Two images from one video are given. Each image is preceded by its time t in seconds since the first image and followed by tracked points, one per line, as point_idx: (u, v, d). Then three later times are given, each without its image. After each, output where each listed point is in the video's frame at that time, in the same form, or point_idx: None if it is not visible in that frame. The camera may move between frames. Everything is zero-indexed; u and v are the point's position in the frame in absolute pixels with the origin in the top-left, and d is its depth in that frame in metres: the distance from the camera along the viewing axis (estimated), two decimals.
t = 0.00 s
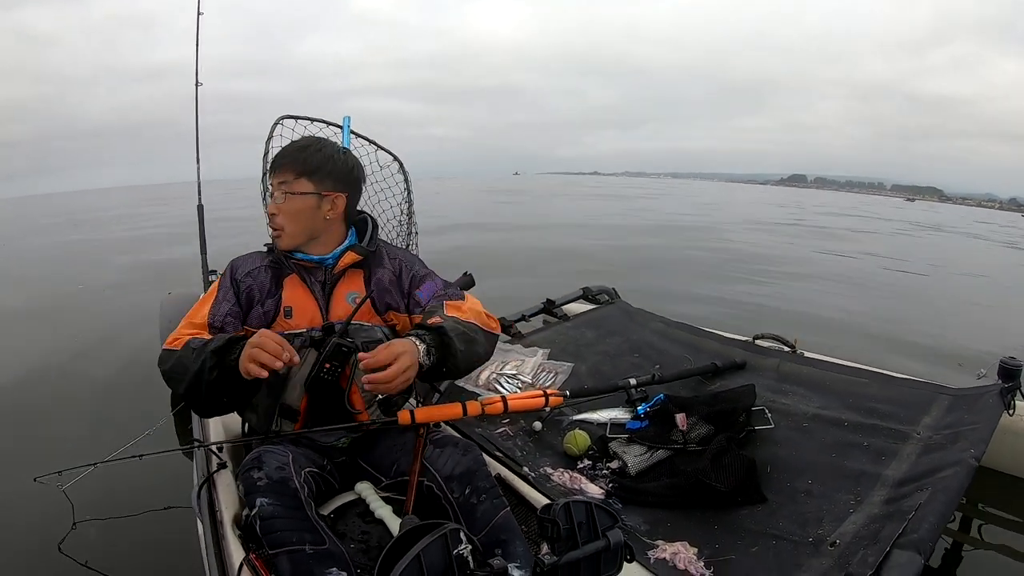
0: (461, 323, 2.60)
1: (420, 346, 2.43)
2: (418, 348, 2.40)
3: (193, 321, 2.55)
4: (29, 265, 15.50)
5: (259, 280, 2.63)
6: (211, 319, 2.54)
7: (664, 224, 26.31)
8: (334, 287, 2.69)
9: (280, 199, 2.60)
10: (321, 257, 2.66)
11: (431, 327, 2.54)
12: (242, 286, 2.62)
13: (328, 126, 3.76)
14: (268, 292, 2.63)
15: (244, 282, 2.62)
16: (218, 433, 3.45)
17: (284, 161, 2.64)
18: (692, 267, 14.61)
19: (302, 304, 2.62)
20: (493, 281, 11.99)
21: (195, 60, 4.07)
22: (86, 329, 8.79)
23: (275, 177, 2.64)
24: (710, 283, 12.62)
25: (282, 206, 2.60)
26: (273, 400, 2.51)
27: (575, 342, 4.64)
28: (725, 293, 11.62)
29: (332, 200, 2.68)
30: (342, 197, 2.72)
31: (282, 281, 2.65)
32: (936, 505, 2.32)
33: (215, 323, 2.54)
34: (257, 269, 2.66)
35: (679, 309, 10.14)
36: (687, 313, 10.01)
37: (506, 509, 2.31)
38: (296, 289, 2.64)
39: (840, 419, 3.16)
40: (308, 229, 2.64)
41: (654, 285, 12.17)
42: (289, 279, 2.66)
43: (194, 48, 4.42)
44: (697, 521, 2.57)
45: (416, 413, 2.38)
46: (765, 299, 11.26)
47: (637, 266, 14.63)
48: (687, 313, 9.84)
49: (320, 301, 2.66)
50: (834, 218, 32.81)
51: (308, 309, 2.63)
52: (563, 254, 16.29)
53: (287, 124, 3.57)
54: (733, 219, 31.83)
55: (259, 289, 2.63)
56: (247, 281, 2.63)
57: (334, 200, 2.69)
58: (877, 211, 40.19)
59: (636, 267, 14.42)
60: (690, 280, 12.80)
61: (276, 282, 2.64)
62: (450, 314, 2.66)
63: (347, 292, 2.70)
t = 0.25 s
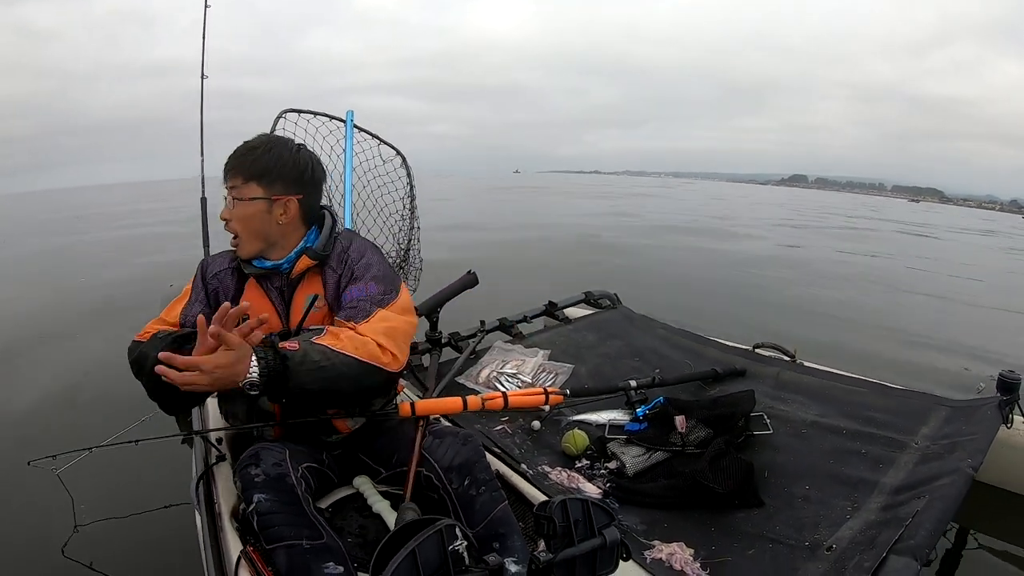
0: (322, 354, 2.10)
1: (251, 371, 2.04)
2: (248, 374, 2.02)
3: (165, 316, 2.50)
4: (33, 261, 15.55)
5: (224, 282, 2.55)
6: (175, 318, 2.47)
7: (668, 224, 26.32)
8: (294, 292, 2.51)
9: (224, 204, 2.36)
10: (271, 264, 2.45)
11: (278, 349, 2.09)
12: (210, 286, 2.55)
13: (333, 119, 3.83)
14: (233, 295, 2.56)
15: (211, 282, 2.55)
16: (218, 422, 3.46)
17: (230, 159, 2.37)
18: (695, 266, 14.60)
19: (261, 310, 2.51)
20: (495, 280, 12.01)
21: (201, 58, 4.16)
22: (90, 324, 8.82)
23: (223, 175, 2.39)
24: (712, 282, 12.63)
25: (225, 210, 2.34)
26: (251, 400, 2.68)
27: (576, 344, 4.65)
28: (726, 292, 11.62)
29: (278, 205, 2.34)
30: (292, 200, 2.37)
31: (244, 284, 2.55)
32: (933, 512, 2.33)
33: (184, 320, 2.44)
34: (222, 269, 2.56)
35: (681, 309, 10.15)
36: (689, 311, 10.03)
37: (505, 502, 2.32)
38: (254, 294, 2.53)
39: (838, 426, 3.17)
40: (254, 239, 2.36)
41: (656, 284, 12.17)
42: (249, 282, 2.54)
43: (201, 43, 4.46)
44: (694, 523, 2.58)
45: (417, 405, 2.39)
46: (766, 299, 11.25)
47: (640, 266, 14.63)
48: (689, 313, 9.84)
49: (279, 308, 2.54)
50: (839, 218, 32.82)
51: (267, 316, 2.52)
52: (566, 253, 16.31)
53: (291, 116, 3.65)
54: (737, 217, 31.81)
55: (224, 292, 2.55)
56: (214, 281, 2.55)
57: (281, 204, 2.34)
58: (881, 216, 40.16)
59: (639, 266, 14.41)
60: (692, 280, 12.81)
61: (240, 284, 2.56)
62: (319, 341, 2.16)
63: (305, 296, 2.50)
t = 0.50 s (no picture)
0: (283, 370, 2.06)
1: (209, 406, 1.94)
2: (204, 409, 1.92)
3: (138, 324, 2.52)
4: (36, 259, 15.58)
5: (203, 287, 2.55)
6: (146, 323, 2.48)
7: (669, 223, 26.29)
8: (274, 294, 2.50)
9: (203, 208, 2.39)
10: (249, 267, 2.45)
11: (235, 376, 2.03)
12: (186, 290, 2.54)
13: (337, 114, 3.84)
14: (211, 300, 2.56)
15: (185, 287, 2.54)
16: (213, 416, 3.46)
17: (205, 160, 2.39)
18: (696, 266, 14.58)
19: (241, 313, 2.51)
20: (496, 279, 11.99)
21: (208, 52, 4.18)
22: (91, 321, 8.84)
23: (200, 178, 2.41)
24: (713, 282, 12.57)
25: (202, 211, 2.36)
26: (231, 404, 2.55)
27: (574, 347, 4.64)
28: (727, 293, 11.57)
29: (254, 206, 2.35)
30: (268, 201, 2.38)
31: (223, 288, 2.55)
32: (926, 525, 2.32)
33: (149, 327, 2.46)
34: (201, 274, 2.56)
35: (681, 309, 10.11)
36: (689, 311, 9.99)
37: (498, 502, 2.31)
38: (233, 297, 2.52)
39: (835, 436, 3.16)
40: (231, 241, 2.37)
41: (656, 284, 12.15)
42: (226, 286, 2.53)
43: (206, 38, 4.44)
44: (688, 529, 2.57)
45: (412, 404, 2.40)
46: (767, 300, 11.18)
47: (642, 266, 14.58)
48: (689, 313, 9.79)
49: (259, 312, 2.53)
50: (842, 217, 32.76)
51: (247, 319, 2.52)
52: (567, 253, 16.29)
53: (294, 111, 3.66)
54: (740, 219, 31.71)
55: (203, 296, 2.55)
56: (189, 286, 2.54)
57: (257, 206, 2.36)
58: (885, 220, 40.10)
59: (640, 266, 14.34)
60: (692, 279, 12.79)
61: (219, 287, 2.56)
62: (279, 358, 2.12)
63: (284, 299, 2.48)
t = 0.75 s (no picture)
0: (296, 371, 2.07)
1: (226, 410, 1.96)
2: (222, 412, 1.95)
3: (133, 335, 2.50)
4: (37, 259, 15.61)
5: (200, 291, 2.51)
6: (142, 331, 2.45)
7: (669, 224, 26.30)
8: (274, 292, 2.50)
9: (207, 195, 2.36)
10: (251, 265, 2.44)
11: (251, 380, 2.06)
12: (182, 296, 2.49)
13: (339, 113, 3.85)
14: (208, 305, 2.53)
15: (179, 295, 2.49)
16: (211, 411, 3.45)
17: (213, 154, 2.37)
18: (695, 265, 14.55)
19: (239, 312, 2.49)
20: (495, 279, 11.99)
21: (211, 49, 4.17)
22: (91, 321, 8.86)
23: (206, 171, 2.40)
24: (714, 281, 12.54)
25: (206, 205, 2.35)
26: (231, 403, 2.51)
27: (572, 347, 4.64)
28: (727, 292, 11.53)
29: (262, 203, 2.35)
30: (276, 199, 2.38)
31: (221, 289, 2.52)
32: (923, 530, 2.33)
33: (143, 337, 2.44)
34: (198, 277, 2.53)
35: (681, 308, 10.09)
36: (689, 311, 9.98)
37: (495, 503, 2.31)
38: (232, 295, 2.50)
39: (832, 440, 3.17)
40: (233, 235, 2.36)
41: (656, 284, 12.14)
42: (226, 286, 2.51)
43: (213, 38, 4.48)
44: (685, 531, 2.57)
45: (411, 402, 2.42)
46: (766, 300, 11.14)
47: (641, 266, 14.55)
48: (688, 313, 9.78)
49: (258, 310, 2.52)
50: (842, 218, 32.75)
51: (246, 317, 2.50)
52: (567, 253, 16.31)
53: (297, 109, 3.65)
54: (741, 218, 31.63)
55: (200, 300, 2.51)
56: (184, 293, 2.50)
57: (263, 203, 2.36)
58: (886, 223, 40.06)
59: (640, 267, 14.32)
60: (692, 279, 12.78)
61: (217, 289, 2.53)
62: (291, 358, 2.12)
63: (284, 298, 2.48)
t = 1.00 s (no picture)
0: (319, 354, 2.08)
1: (250, 391, 1.98)
2: (246, 393, 1.97)
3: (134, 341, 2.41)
4: (38, 261, 15.65)
5: (206, 290, 2.48)
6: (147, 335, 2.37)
7: (668, 223, 26.39)
8: (283, 290, 2.50)
9: (214, 194, 2.34)
10: (262, 263, 2.44)
11: (275, 363, 2.05)
12: (187, 295, 2.45)
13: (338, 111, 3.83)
14: (215, 303, 2.50)
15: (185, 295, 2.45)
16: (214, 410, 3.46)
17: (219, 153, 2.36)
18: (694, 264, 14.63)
19: (248, 310, 2.49)
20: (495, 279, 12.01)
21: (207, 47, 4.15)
22: (92, 323, 8.88)
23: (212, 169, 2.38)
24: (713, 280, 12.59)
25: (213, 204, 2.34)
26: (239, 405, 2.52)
27: (574, 341, 4.65)
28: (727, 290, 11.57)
29: (270, 200, 2.34)
30: (284, 197, 2.38)
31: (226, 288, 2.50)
32: (926, 521, 2.33)
33: (149, 341, 2.36)
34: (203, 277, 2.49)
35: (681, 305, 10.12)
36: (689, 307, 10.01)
37: (499, 498, 2.31)
38: (239, 294, 2.49)
39: (834, 432, 3.17)
40: (242, 234, 2.35)
41: (655, 283, 12.18)
42: (233, 284, 2.50)
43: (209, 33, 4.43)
44: (688, 523, 2.58)
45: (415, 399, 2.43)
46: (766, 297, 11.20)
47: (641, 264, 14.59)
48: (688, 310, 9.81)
49: (267, 309, 2.51)
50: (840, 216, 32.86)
51: (253, 316, 2.50)
52: (567, 252, 16.36)
53: (295, 107, 3.65)
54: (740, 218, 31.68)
55: (206, 300, 2.48)
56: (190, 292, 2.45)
57: (271, 200, 2.35)
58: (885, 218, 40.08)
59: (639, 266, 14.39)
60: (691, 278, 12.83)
61: (223, 288, 2.51)
62: (315, 345, 2.13)
63: (293, 296, 2.50)
